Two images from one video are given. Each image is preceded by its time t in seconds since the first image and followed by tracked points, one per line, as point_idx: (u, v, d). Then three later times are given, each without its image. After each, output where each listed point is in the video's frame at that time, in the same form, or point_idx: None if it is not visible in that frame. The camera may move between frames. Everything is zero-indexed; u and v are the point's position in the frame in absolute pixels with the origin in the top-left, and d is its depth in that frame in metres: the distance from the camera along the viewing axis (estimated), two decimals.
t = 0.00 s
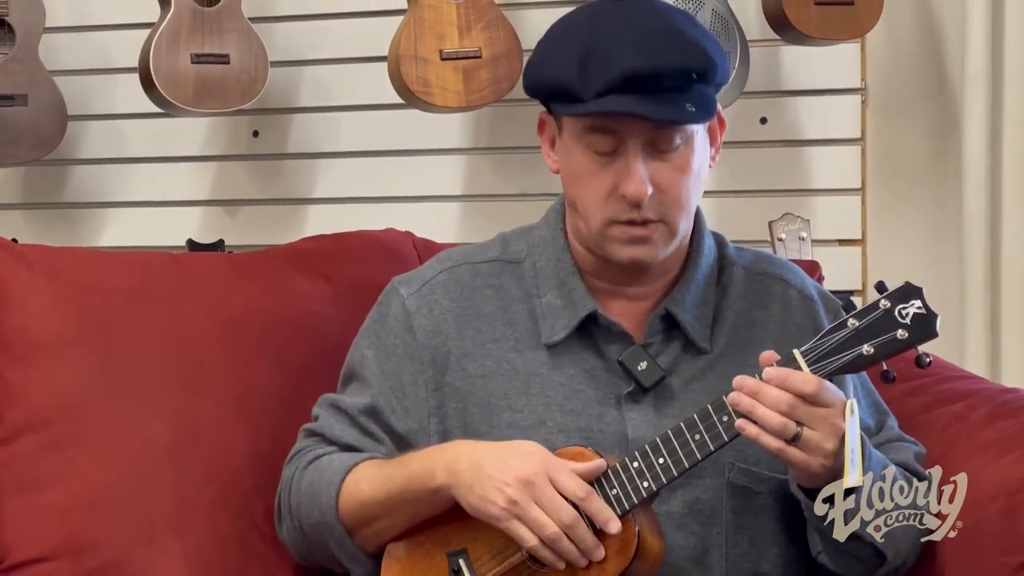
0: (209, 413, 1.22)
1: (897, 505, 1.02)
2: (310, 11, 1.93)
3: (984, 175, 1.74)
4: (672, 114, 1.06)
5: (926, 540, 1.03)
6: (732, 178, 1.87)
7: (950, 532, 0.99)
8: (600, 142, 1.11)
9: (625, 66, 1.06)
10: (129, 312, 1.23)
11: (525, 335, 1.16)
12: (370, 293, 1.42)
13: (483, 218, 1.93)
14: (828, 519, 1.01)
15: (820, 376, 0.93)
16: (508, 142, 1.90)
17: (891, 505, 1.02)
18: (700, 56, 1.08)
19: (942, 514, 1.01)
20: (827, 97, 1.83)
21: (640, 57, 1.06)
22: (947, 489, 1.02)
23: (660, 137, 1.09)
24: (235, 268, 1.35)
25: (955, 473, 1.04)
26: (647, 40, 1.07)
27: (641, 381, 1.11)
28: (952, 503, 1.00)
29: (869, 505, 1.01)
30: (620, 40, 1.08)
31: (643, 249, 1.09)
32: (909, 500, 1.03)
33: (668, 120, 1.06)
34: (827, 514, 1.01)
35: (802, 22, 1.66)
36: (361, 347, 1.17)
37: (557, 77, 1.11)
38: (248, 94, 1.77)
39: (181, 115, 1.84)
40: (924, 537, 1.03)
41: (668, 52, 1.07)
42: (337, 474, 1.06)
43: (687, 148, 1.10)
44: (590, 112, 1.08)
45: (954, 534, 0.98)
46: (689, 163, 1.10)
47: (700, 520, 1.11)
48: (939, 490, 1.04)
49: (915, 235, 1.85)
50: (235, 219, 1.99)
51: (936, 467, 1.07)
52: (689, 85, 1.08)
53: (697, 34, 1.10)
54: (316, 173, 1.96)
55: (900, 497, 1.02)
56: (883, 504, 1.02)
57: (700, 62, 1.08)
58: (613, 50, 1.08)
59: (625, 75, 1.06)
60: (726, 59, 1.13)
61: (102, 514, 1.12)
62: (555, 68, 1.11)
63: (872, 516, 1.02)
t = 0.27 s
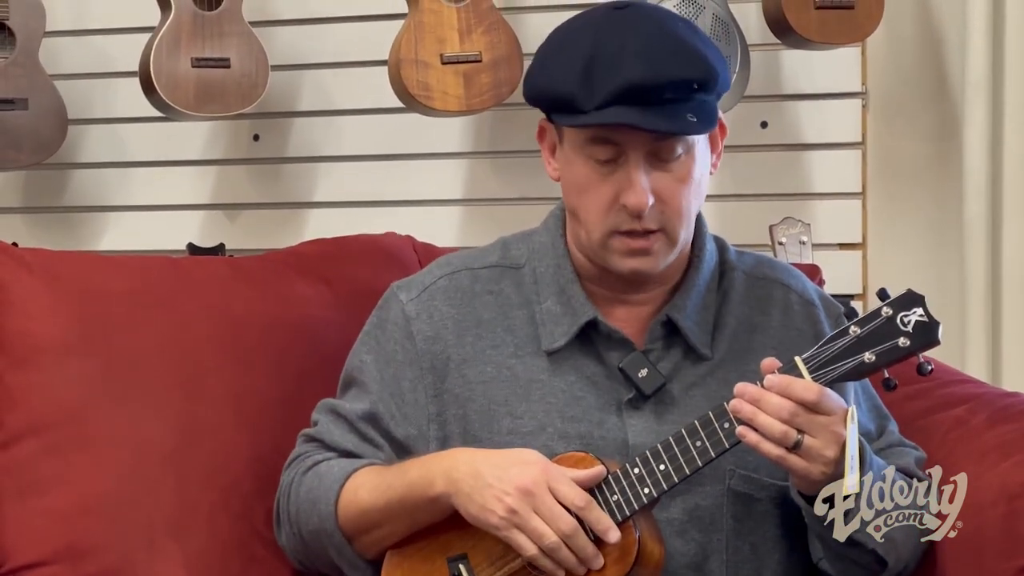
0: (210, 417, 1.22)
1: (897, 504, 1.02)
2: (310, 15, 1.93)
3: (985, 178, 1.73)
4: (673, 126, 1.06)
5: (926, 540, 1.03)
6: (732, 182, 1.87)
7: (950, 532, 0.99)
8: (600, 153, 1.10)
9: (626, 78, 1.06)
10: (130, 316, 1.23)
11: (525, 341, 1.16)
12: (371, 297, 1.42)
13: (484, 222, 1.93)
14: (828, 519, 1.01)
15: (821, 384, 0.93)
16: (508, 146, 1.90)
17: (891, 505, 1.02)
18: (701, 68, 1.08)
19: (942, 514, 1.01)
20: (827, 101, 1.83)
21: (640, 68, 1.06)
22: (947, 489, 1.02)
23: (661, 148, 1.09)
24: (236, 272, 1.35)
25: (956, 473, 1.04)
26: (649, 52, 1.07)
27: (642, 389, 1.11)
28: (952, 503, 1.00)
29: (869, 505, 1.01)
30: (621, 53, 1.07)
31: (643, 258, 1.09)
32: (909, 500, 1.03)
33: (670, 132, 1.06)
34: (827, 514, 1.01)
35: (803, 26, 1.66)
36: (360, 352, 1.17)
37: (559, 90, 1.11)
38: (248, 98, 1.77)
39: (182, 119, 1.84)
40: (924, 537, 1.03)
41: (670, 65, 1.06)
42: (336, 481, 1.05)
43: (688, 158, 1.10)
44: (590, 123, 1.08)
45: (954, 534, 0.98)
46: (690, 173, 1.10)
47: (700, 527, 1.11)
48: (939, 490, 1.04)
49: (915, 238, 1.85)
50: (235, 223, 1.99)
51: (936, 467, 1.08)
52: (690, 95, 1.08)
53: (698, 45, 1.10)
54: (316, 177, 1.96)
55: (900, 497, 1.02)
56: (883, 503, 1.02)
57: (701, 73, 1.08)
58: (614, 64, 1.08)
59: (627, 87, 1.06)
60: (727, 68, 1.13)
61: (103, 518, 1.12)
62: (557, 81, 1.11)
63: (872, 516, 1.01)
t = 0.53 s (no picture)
0: (211, 420, 1.22)
1: (898, 504, 1.02)
2: (310, 19, 1.93)
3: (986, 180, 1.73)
4: (666, 114, 1.06)
5: (926, 540, 1.02)
6: (733, 185, 1.87)
7: (950, 532, 0.99)
8: (595, 142, 1.11)
9: (621, 67, 1.06)
10: (131, 318, 1.23)
11: (526, 345, 1.16)
12: (373, 301, 1.42)
13: (485, 225, 1.93)
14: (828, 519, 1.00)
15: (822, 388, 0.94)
16: (509, 149, 1.90)
17: (891, 505, 1.02)
18: (698, 61, 1.08)
19: (942, 513, 1.01)
20: (828, 104, 1.83)
21: (636, 57, 1.07)
22: (947, 488, 1.02)
23: (655, 139, 1.09)
24: (237, 275, 1.35)
25: (956, 473, 1.04)
26: (646, 42, 1.08)
27: (642, 394, 1.11)
28: (952, 502, 1.00)
29: (869, 505, 1.01)
30: (618, 43, 1.08)
31: (634, 250, 1.09)
32: (909, 501, 1.03)
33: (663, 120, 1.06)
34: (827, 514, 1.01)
35: (804, 29, 1.66)
36: (360, 357, 1.17)
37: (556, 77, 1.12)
38: (249, 102, 1.77)
39: (183, 122, 1.84)
40: (924, 537, 1.02)
41: (666, 55, 1.07)
42: (337, 486, 1.05)
43: (683, 151, 1.10)
44: (584, 108, 1.08)
45: (954, 534, 0.98)
46: (685, 167, 1.10)
47: (701, 531, 1.11)
48: (939, 490, 1.04)
49: (916, 241, 1.85)
50: (236, 226, 1.99)
51: (936, 467, 1.07)
52: (685, 87, 1.09)
53: (698, 41, 1.11)
54: (318, 180, 1.96)
55: (900, 497, 1.02)
56: (883, 503, 1.02)
57: (696, 64, 1.08)
58: (610, 53, 1.08)
59: (619, 74, 1.06)
60: (727, 67, 1.13)
61: (103, 521, 1.12)
62: (554, 67, 1.12)
63: (872, 516, 1.02)
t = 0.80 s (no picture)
0: (212, 420, 1.22)
1: (898, 505, 1.02)
2: (312, 21, 1.93)
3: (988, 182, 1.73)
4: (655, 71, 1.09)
5: (926, 540, 1.02)
6: (734, 187, 1.87)
7: (950, 532, 0.99)
8: (588, 106, 1.13)
9: (612, 22, 1.10)
10: (132, 317, 1.23)
11: (529, 339, 1.15)
12: (375, 302, 1.42)
13: (486, 227, 1.93)
14: (828, 519, 1.00)
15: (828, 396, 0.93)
16: (511, 150, 1.90)
17: (891, 505, 1.02)
18: (690, 28, 1.12)
19: (942, 514, 1.01)
20: (830, 106, 1.83)
21: (629, 17, 1.10)
22: (947, 489, 1.02)
23: (646, 106, 1.11)
24: (239, 276, 1.35)
25: (956, 474, 1.05)
26: (640, 6, 1.12)
27: (644, 389, 1.11)
28: (952, 503, 1.01)
29: (869, 505, 1.01)
30: (613, 6, 1.13)
31: (617, 215, 1.08)
32: (909, 501, 1.03)
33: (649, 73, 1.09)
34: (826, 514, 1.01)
35: (805, 31, 1.66)
36: (363, 350, 1.16)
37: (554, 41, 1.16)
38: (251, 104, 1.77)
39: (184, 124, 1.84)
40: (925, 537, 1.02)
41: (658, 18, 1.11)
42: (325, 481, 1.03)
43: (673, 123, 1.11)
44: (577, 64, 1.12)
45: (954, 534, 0.98)
46: (674, 139, 1.11)
47: (703, 529, 1.11)
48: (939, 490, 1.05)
49: (918, 242, 1.85)
50: (237, 228, 1.99)
51: (937, 468, 1.08)
52: (676, 54, 1.11)
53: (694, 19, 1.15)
54: (319, 182, 1.96)
55: (900, 497, 1.02)
56: (883, 503, 1.02)
57: (689, 31, 1.11)
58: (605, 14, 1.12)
59: (611, 29, 1.10)
60: (724, 52, 1.16)
61: (105, 522, 1.12)
62: (553, 33, 1.16)
63: (872, 516, 1.02)
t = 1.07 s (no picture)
0: (214, 422, 1.22)
1: (899, 504, 1.00)
2: (313, 21, 1.93)
3: (989, 183, 1.73)
4: (649, 78, 1.08)
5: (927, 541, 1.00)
6: (736, 187, 1.87)
7: (950, 533, 0.99)
8: (585, 112, 1.13)
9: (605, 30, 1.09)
10: (135, 318, 1.22)
11: (534, 329, 1.15)
12: (377, 301, 1.42)
13: (488, 228, 1.93)
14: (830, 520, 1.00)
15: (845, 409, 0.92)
16: (513, 151, 1.90)
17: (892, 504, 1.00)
18: (683, 33, 1.11)
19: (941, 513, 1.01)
20: (831, 106, 1.83)
21: (622, 23, 1.09)
22: (947, 488, 1.03)
23: (642, 111, 1.11)
24: (241, 275, 1.35)
25: (955, 474, 1.06)
26: (633, 12, 1.11)
27: (648, 378, 1.10)
28: (952, 502, 1.01)
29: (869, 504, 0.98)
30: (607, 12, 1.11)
31: (615, 222, 1.08)
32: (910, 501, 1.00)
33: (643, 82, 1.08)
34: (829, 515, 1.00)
35: (807, 31, 1.66)
36: (368, 341, 1.15)
37: (549, 46, 1.15)
38: (252, 104, 1.77)
39: (185, 124, 1.84)
40: (925, 538, 1.00)
41: (652, 23, 1.10)
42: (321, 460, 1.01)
43: (670, 127, 1.11)
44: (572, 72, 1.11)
45: (955, 534, 0.98)
46: (671, 143, 1.11)
47: (707, 519, 1.10)
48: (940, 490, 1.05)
49: (920, 242, 1.85)
50: (239, 228, 1.99)
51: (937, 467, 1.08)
52: (671, 58, 1.11)
53: (688, 19, 1.13)
54: (321, 182, 1.96)
55: (900, 497, 1.00)
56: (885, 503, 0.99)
57: (682, 36, 1.10)
58: (598, 21, 1.11)
59: (604, 37, 1.09)
60: (719, 50, 1.15)
61: (109, 523, 1.12)
62: (548, 37, 1.15)
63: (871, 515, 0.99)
